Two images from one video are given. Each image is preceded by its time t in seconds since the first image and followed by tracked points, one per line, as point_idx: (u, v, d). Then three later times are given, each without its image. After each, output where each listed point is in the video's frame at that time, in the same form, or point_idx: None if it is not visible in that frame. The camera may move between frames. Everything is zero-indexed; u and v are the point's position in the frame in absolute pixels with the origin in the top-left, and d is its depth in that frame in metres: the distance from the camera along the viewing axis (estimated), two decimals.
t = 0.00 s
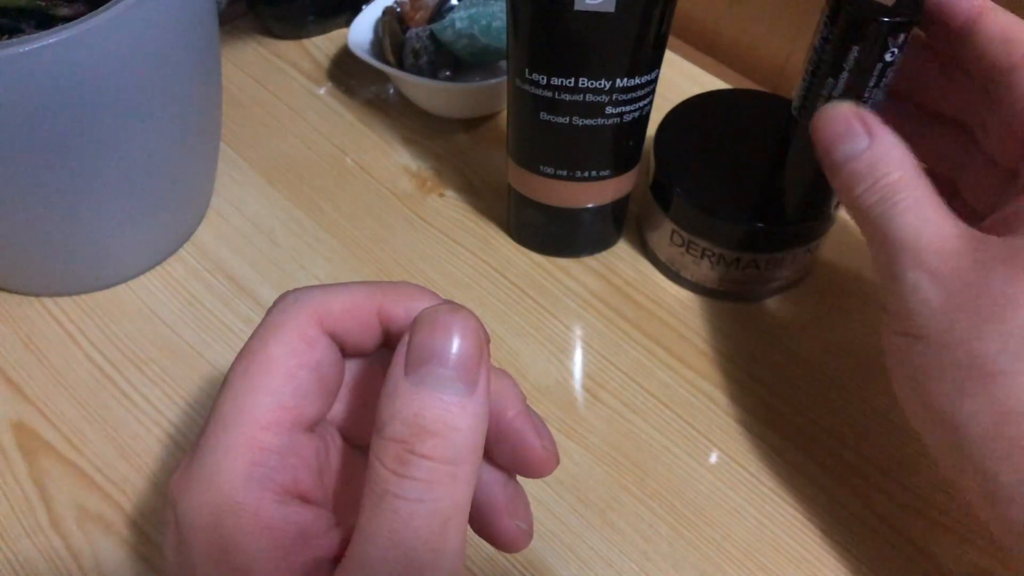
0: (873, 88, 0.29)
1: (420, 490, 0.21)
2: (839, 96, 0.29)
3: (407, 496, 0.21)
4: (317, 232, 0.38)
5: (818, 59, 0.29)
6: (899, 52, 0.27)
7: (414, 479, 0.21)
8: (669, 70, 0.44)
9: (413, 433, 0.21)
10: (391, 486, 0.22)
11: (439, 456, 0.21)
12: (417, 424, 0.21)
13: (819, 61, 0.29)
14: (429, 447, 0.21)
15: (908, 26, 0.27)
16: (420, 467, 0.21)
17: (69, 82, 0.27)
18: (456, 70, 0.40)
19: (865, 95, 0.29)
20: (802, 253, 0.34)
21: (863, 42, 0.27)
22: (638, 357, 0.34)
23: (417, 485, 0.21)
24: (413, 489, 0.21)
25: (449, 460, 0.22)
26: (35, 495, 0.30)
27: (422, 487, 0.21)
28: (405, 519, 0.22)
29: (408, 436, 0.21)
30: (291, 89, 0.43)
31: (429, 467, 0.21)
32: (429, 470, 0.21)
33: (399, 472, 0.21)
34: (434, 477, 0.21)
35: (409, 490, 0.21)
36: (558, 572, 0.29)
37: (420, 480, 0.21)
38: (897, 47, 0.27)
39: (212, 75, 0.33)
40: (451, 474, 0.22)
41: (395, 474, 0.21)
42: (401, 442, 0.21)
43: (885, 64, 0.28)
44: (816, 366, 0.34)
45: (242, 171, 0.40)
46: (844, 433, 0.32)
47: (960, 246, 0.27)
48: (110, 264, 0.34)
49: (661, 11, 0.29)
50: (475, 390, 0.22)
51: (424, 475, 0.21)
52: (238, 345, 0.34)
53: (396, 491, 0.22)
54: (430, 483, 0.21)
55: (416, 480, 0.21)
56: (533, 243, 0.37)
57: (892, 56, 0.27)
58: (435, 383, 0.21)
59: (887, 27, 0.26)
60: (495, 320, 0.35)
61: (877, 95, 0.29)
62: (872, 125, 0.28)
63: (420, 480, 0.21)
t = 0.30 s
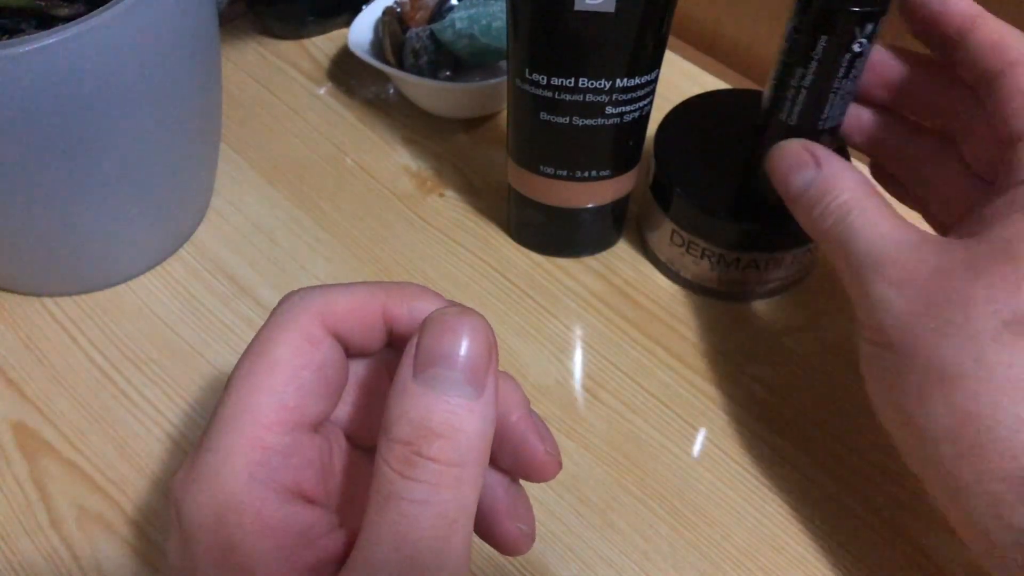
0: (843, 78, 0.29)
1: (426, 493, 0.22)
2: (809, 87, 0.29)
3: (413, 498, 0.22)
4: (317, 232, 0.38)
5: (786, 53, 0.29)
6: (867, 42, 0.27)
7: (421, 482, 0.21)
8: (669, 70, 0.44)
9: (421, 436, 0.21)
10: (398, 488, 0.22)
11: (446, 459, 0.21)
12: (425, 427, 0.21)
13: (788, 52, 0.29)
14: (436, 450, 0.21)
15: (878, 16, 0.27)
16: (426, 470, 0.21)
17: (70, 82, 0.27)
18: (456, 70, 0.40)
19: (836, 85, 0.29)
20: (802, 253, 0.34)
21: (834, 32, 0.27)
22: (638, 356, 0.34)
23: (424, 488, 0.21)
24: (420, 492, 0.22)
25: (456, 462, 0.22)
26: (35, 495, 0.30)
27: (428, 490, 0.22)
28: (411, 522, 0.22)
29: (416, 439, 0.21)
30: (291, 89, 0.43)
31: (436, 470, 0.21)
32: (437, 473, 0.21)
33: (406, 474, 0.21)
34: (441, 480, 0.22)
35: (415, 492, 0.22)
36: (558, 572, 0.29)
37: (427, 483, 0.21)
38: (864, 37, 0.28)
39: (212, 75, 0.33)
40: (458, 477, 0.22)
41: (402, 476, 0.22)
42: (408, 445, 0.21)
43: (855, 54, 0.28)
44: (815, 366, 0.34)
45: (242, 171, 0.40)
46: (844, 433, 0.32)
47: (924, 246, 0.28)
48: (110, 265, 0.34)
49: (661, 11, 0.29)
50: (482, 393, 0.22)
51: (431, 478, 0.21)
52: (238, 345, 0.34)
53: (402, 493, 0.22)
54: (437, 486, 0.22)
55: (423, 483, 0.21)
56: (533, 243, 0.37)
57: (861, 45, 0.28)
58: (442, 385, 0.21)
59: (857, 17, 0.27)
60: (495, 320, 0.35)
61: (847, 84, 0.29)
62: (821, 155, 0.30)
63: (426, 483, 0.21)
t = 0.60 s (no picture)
0: (805, 74, 0.29)
1: (438, 497, 0.22)
2: (772, 82, 0.29)
3: (427, 503, 0.22)
4: (317, 232, 0.38)
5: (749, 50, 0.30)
6: (826, 37, 0.28)
7: (435, 486, 0.21)
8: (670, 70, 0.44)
9: (437, 440, 0.21)
10: (411, 493, 0.22)
11: (462, 465, 0.22)
12: (442, 432, 0.21)
13: (751, 47, 0.29)
14: (452, 455, 0.21)
15: (837, 11, 0.27)
16: (441, 474, 0.21)
17: (70, 82, 0.27)
18: (456, 70, 0.41)
19: (798, 81, 0.29)
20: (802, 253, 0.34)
21: (795, 28, 0.28)
22: (638, 356, 0.34)
23: (438, 493, 0.22)
24: (434, 497, 0.22)
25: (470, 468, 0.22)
26: (35, 495, 0.30)
27: (443, 494, 0.22)
28: (424, 526, 0.22)
29: (431, 443, 0.21)
30: (291, 89, 0.43)
31: (450, 476, 0.21)
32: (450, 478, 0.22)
33: (421, 479, 0.21)
34: (455, 485, 0.22)
35: (428, 496, 0.21)
36: (558, 572, 0.29)
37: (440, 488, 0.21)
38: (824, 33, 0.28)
39: (212, 75, 0.33)
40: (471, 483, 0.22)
41: (416, 480, 0.22)
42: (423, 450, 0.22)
43: (815, 50, 0.28)
44: (815, 366, 0.34)
45: (242, 171, 0.40)
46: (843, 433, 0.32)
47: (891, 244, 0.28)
48: (110, 265, 0.35)
49: (661, 11, 0.29)
50: (496, 400, 0.22)
51: (445, 482, 0.21)
52: (238, 345, 0.34)
53: (415, 498, 0.22)
54: (450, 491, 0.22)
55: (438, 488, 0.21)
56: (533, 243, 0.37)
57: (822, 41, 0.28)
58: (459, 390, 0.22)
59: (818, 13, 0.27)
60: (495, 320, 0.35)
61: (810, 80, 0.29)
62: (786, 152, 0.30)
63: (440, 488, 0.21)
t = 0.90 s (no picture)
0: (805, 74, 0.29)
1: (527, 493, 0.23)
2: (772, 82, 0.29)
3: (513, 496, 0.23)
4: (318, 232, 0.38)
5: (750, 50, 0.30)
6: (826, 36, 0.28)
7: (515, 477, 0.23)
8: (670, 70, 0.44)
9: (523, 446, 0.23)
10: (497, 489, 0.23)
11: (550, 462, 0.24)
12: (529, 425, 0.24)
13: (751, 47, 0.29)
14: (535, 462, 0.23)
15: (837, 11, 0.27)
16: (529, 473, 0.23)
17: (71, 82, 0.27)
18: (456, 70, 0.41)
19: (798, 80, 0.29)
20: (802, 253, 0.34)
21: (796, 26, 0.28)
22: (638, 356, 0.34)
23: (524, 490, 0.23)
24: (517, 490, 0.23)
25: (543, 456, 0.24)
26: (35, 495, 0.30)
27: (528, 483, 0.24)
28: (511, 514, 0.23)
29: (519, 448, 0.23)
30: (291, 89, 0.43)
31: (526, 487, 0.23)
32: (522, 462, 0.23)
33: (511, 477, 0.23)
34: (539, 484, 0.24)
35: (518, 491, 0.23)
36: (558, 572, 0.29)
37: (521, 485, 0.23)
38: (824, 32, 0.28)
39: (212, 75, 0.33)
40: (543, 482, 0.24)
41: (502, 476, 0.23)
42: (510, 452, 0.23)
43: (816, 49, 0.28)
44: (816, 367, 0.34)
45: (242, 171, 0.40)
46: (843, 433, 0.32)
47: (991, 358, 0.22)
48: (110, 265, 0.35)
49: (661, 12, 0.29)
50: (566, 411, 0.24)
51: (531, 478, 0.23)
52: (238, 345, 0.34)
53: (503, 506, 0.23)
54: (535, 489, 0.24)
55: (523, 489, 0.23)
56: (533, 243, 0.37)
57: (822, 41, 0.28)
58: (526, 393, 0.24)
59: (818, 12, 0.27)
60: (495, 320, 0.35)
61: (810, 81, 0.29)
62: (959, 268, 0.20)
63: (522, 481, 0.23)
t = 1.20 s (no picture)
0: (805, 74, 0.29)
1: None
2: (772, 82, 0.29)
3: None
4: (318, 232, 0.38)
5: (750, 51, 0.30)
6: (826, 37, 0.28)
7: None
8: (669, 71, 0.44)
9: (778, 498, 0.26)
10: None
11: None
12: None
13: (751, 47, 0.29)
14: None
15: (837, 11, 0.27)
16: None
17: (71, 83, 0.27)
18: (456, 69, 0.40)
19: (798, 80, 0.29)
20: (802, 253, 0.34)
21: (796, 26, 0.28)
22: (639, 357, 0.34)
23: None
24: None
25: None
26: (35, 495, 0.30)
27: None
28: None
29: None
30: (291, 89, 0.43)
31: None
32: None
33: None
34: None
35: None
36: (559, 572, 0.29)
37: None
38: (825, 32, 0.28)
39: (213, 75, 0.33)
40: None
41: None
42: None
43: (816, 49, 0.28)
44: (818, 368, 0.34)
45: (243, 171, 0.40)
46: (845, 434, 0.32)
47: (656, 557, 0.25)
48: (111, 265, 0.35)
49: (661, 12, 0.29)
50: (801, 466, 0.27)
51: None
52: (239, 345, 0.34)
53: None
54: None
55: None
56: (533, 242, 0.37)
57: (822, 41, 0.28)
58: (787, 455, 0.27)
59: (819, 11, 0.27)
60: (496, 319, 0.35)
61: (810, 81, 0.29)
62: None
63: None
